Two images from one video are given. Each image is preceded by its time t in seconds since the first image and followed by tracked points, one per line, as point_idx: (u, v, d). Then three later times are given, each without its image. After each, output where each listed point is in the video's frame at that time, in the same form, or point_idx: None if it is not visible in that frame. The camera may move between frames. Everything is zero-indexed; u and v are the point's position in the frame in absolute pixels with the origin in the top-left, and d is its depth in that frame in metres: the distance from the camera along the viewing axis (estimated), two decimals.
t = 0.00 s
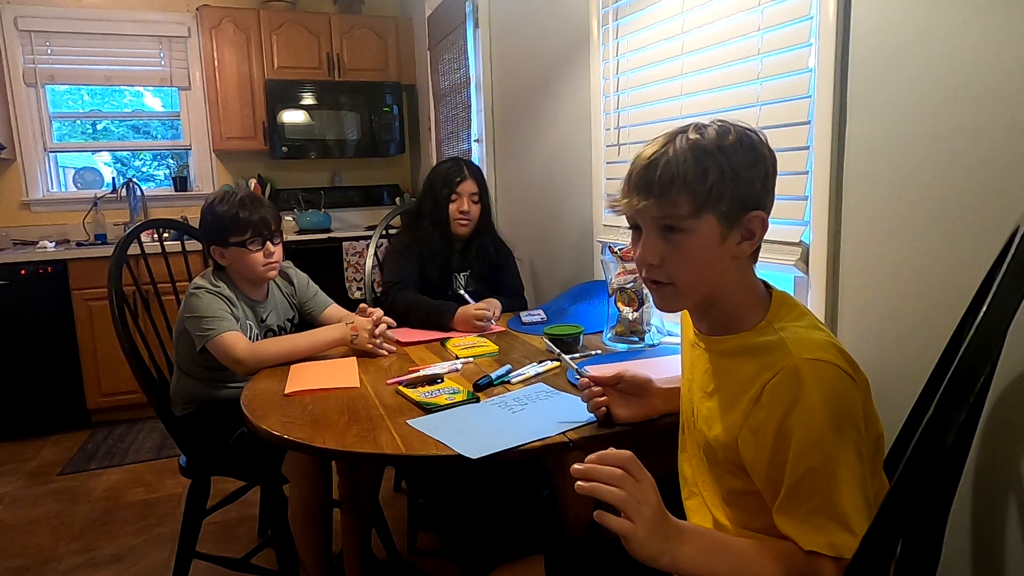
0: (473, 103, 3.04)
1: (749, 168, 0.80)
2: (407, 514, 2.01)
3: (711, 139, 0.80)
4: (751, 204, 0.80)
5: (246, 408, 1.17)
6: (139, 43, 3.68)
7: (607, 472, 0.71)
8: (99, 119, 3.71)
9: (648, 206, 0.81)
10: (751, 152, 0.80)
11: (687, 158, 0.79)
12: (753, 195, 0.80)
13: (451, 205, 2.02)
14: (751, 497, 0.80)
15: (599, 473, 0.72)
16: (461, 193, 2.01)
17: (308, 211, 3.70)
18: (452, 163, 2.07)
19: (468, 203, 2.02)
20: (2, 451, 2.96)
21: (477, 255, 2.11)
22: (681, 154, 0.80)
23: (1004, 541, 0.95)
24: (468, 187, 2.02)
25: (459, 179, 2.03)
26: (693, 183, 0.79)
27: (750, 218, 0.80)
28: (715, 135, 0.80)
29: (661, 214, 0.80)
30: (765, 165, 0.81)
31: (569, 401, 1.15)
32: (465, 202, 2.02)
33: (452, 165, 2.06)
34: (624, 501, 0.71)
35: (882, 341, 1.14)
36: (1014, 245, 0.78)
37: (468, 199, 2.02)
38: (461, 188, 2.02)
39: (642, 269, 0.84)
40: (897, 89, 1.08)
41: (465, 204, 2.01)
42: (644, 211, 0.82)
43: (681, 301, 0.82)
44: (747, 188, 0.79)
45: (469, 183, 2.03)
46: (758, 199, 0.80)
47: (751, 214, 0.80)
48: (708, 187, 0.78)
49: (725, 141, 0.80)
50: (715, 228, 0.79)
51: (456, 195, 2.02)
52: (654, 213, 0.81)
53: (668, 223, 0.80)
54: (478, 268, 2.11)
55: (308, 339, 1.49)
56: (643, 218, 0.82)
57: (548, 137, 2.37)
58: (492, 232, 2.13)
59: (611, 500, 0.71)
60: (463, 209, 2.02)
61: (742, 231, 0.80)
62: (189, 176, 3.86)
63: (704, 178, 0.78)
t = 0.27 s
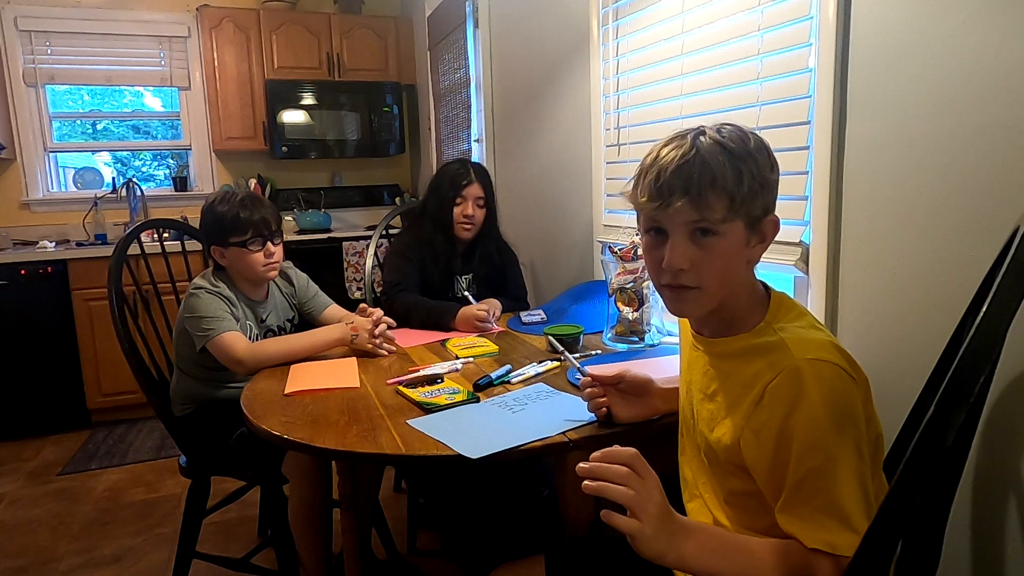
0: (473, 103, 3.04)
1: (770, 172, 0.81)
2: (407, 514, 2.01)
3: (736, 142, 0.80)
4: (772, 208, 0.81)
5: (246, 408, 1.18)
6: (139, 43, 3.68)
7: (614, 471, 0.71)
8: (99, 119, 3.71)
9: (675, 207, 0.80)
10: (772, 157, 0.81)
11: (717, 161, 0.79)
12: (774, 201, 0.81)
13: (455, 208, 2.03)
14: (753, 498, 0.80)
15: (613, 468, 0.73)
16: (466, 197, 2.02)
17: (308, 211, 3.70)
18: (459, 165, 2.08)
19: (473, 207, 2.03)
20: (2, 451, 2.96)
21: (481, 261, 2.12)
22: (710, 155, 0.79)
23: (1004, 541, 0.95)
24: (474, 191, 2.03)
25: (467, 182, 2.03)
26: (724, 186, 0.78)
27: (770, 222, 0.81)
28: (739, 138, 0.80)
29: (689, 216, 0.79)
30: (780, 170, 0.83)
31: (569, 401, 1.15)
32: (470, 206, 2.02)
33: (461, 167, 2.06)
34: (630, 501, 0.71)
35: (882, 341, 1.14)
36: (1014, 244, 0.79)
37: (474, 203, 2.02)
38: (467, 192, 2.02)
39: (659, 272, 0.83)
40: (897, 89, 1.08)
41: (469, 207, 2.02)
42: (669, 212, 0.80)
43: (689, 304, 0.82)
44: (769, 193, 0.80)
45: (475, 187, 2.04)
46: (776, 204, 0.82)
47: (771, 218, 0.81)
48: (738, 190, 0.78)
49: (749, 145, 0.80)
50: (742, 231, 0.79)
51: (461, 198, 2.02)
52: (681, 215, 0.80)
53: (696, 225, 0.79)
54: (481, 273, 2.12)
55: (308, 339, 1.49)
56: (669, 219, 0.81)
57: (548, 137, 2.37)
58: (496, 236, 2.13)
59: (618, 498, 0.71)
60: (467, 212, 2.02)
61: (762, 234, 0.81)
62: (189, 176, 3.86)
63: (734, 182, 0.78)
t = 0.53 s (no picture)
0: (473, 103, 3.04)
1: (768, 173, 0.81)
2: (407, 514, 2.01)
3: (733, 142, 0.80)
4: (771, 208, 0.81)
5: (246, 407, 1.18)
6: (139, 43, 3.68)
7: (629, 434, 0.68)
8: (99, 119, 3.72)
9: (672, 208, 0.80)
10: (770, 156, 0.81)
11: (714, 161, 0.78)
12: (773, 201, 0.81)
13: (458, 210, 2.02)
14: (752, 498, 0.79)
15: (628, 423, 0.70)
16: (469, 199, 2.02)
17: (308, 211, 3.70)
18: (462, 167, 2.07)
19: (476, 210, 2.03)
20: (2, 451, 2.96)
21: (483, 263, 2.12)
22: (707, 156, 0.79)
23: (1004, 541, 0.95)
24: (477, 195, 2.03)
25: (470, 184, 2.02)
26: (720, 187, 0.78)
27: (769, 222, 0.81)
28: (736, 139, 0.80)
29: (685, 217, 0.79)
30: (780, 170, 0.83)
31: (568, 401, 1.15)
32: (473, 209, 2.02)
33: (463, 168, 2.05)
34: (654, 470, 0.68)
35: (882, 341, 1.14)
36: (1014, 244, 0.79)
37: (476, 205, 2.03)
38: (470, 194, 2.02)
39: (657, 273, 0.83)
40: (898, 90, 1.07)
41: (472, 210, 2.02)
42: (666, 213, 0.81)
43: (691, 306, 0.82)
44: (768, 193, 0.80)
45: (478, 190, 2.03)
46: (775, 204, 0.81)
47: (770, 218, 0.81)
48: (735, 191, 0.78)
49: (747, 145, 0.80)
50: (739, 232, 0.79)
51: (464, 201, 2.02)
52: (677, 216, 0.80)
53: (693, 226, 0.79)
54: (482, 276, 2.12)
55: (308, 339, 1.49)
56: (666, 221, 0.81)
57: (548, 137, 2.37)
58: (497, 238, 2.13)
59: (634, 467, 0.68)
60: (470, 215, 2.02)
61: (760, 235, 0.81)
62: (189, 176, 3.86)
63: (731, 182, 0.78)
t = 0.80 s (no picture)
0: (473, 103, 3.04)
1: (763, 172, 0.80)
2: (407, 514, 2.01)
3: (727, 142, 0.79)
4: (766, 208, 0.80)
5: (246, 407, 1.18)
6: (139, 43, 3.68)
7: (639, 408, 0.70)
8: (99, 119, 3.72)
9: (665, 209, 0.80)
10: (764, 155, 0.80)
11: (707, 163, 0.78)
12: (767, 201, 0.80)
13: (459, 211, 2.03)
14: (750, 498, 0.79)
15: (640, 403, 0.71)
16: (470, 200, 2.02)
17: (308, 211, 3.70)
18: (463, 167, 2.06)
19: (476, 211, 2.03)
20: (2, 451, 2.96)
21: (484, 264, 2.12)
22: (700, 158, 0.79)
23: (1004, 540, 0.95)
24: (477, 196, 2.03)
25: (470, 185, 2.02)
26: (713, 187, 0.78)
27: (764, 222, 0.80)
28: (730, 138, 0.80)
29: (678, 218, 0.80)
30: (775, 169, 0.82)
31: (568, 401, 1.15)
32: (474, 210, 2.03)
33: (464, 169, 2.05)
34: (656, 452, 0.68)
35: (882, 340, 1.14)
36: (1014, 244, 0.79)
37: (477, 207, 2.03)
38: (470, 195, 2.02)
39: (652, 273, 0.83)
40: (898, 90, 1.08)
41: (472, 211, 2.02)
42: (659, 214, 0.81)
43: (687, 306, 0.82)
44: (762, 193, 0.80)
45: (479, 191, 2.03)
46: (770, 204, 0.81)
47: (765, 218, 0.80)
48: (728, 191, 0.78)
49: (741, 145, 0.80)
50: (733, 233, 0.79)
51: (464, 202, 2.02)
52: (670, 217, 0.80)
53: (686, 226, 0.79)
54: (483, 277, 2.13)
55: (308, 339, 1.49)
56: (659, 222, 0.81)
57: (547, 137, 2.36)
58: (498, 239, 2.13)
59: (635, 443, 0.69)
60: (470, 216, 2.03)
61: (755, 236, 0.80)
62: (189, 176, 3.86)
63: (723, 183, 0.78)
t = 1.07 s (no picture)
0: (473, 103, 3.04)
1: (761, 176, 0.80)
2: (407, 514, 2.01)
3: (725, 147, 0.79)
4: (764, 212, 0.81)
5: (247, 407, 1.17)
6: (139, 43, 3.68)
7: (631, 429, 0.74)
8: (99, 119, 3.71)
9: (664, 214, 0.80)
10: (762, 158, 0.81)
11: (705, 168, 0.78)
12: (765, 204, 0.81)
13: (459, 211, 2.02)
14: (750, 500, 0.79)
15: (625, 423, 0.74)
16: (469, 201, 2.02)
17: (308, 211, 3.70)
18: (462, 168, 2.07)
19: (476, 211, 2.03)
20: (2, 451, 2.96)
21: (483, 264, 2.12)
22: (698, 162, 0.79)
23: (1004, 541, 0.95)
24: (477, 196, 2.03)
25: (470, 185, 2.02)
26: (712, 192, 0.78)
27: (762, 226, 0.81)
28: (727, 143, 0.80)
29: (678, 224, 0.79)
30: (772, 172, 0.82)
31: (568, 401, 1.15)
32: (473, 210, 2.02)
33: (463, 169, 2.05)
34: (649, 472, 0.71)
35: (882, 340, 1.14)
36: (1014, 244, 0.79)
37: (476, 207, 2.03)
38: (470, 196, 2.02)
39: (650, 278, 0.83)
40: (898, 90, 1.08)
41: (472, 211, 2.02)
42: (658, 220, 0.81)
43: (685, 309, 0.82)
44: (760, 197, 0.80)
45: (478, 191, 2.03)
46: (768, 207, 0.81)
47: (763, 222, 0.80)
48: (727, 196, 0.78)
49: (739, 149, 0.80)
50: (733, 238, 0.79)
51: (463, 202, 2.02)
52: (669, 223, 0.80)
53: (686, 232, 0.79)
54: (483, 277, 2.12)
55: (308, 339, 1.49)
56: (658, 228, 0.81)
57: (548, 137, 2.36)
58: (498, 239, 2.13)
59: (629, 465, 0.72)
60: (470, 216, 2.02)
61: (754, 239, 0.81)
62: (189, 176, 3.86)
63: (722, 188, 0.78)
